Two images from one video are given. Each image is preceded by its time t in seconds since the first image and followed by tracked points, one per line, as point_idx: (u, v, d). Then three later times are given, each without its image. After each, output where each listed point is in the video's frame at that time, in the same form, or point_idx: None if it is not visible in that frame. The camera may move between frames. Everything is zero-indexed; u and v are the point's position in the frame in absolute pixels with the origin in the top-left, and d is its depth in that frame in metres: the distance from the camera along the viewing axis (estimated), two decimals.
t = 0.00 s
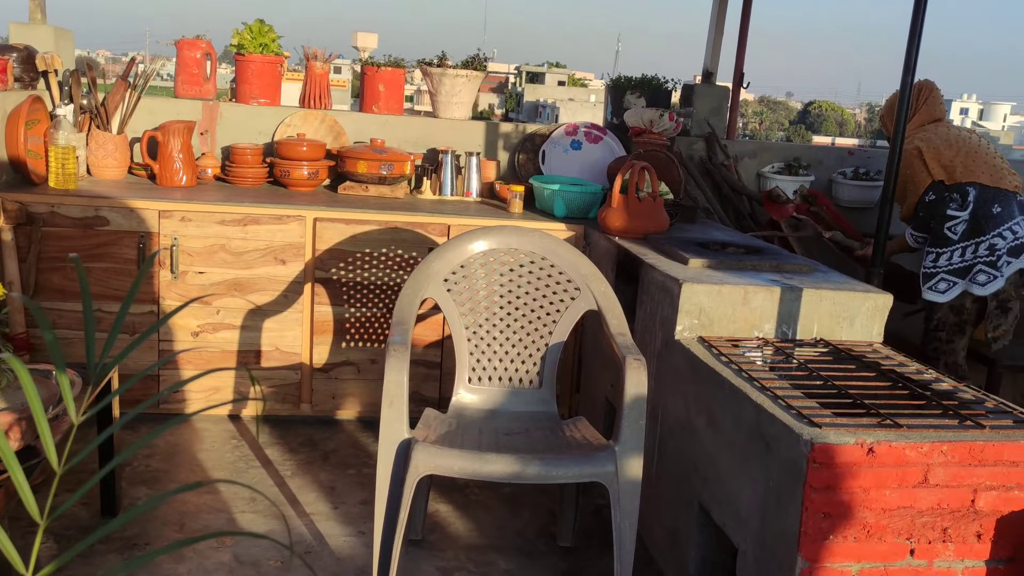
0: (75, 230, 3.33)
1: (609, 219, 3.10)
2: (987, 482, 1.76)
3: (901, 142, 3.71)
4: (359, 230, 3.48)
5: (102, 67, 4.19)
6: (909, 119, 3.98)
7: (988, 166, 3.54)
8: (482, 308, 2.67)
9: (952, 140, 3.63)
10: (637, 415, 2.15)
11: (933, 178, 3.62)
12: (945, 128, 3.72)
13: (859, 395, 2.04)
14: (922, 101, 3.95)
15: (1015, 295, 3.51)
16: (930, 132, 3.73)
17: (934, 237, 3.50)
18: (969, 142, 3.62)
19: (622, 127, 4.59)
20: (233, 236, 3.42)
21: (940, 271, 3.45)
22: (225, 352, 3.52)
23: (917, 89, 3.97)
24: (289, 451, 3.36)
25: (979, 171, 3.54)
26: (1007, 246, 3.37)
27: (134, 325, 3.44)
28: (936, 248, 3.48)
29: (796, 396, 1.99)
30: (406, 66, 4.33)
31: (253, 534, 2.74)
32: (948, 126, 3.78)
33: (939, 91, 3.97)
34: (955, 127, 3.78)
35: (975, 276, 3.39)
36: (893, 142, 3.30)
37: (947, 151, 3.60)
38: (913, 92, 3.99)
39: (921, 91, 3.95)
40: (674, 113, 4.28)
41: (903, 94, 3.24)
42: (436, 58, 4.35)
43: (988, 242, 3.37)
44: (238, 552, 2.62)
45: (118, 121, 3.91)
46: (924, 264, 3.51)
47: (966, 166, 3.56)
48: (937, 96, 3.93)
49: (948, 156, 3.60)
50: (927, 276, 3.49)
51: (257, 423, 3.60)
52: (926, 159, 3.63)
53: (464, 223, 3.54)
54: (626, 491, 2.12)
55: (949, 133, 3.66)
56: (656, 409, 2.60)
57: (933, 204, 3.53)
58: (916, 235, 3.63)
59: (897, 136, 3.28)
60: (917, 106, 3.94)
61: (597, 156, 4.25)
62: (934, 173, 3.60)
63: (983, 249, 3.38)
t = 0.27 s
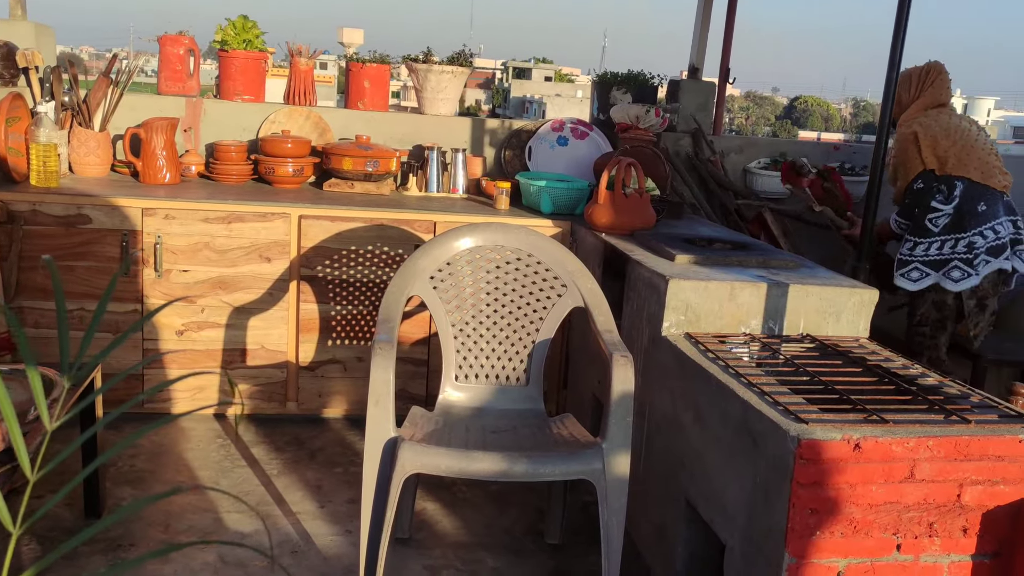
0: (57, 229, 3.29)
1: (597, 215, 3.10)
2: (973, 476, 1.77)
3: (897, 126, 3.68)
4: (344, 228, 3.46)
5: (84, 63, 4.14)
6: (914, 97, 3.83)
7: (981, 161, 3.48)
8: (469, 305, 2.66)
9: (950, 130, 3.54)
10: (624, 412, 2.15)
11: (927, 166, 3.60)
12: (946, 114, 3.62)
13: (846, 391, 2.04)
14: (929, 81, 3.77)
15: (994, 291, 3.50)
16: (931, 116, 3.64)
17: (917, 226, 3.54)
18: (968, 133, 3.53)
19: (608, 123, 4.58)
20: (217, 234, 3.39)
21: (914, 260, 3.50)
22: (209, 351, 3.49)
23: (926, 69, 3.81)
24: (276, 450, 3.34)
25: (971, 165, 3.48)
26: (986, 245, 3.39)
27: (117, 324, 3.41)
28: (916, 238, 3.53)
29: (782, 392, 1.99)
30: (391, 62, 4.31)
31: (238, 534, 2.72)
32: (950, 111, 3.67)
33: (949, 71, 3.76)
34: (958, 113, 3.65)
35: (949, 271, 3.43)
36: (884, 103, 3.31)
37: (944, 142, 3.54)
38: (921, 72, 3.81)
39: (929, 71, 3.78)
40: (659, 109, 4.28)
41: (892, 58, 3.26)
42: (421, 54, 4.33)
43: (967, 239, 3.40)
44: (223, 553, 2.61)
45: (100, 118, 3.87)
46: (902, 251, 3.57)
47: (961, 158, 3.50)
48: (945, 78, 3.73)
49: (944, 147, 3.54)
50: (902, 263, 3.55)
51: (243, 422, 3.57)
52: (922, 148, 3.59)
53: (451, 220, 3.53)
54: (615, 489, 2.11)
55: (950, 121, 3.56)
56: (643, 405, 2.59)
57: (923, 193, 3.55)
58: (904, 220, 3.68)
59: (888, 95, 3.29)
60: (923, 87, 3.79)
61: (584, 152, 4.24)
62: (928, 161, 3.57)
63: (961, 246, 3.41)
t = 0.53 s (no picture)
0: (40, 227, 3.26)
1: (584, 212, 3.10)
2: (959, 471, 1.78)
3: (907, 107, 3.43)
4: (330, 225, 3.44)
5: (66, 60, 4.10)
6: (917, 80, 3.63)
7: (982, 159, 3.40)
8: (456, 302, 2.64)
9: (959, 121, 3.38)
10: (612, 409, 2.14)
11: (931, 155, 3.43)
12: (953, 101, 3.45)
13: (832, 386, 2.04)
14: (933, 63, 3.57)
15: (980, 287, 3.51)
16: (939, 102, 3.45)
17: (911, 213, 3.48)
18: (974, 125, 3.40)
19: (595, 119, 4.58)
20: (202, 232, 3.37)
21: (899, 246, 3.50)
22: (195, 350, 3.47)
23: (930, 51, 3.59)
24: (262, 448, 3.32)
25: (972, 162, 3.39)
26: (971, 243, 3.43)
27: (102, 323, 3.38)
28: (908, 224, 3.49)
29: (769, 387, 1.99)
30: (377, 58, 4.29)
31: (225, 534, 2.70)
32: (956, 97, 3.50)
33: (954, 52, 3.57)
34: (965, 100, 3.49)
35: (931, 265, 3.45)
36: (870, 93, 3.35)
37: (952, 132, 3.37)
38: (924, 53, 3.60)
39: (933, 53, 3.57)
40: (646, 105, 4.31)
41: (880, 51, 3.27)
42: (407, 50, 4.31)
43: (955, 237, 3.41)
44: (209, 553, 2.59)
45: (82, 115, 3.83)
46: (891, 235, 3.54)
47: (965, 152, 3.39)
48: (950, 60, 3.54)
49: (951, 138, 3.38)
50: (887, 245, 3.54)
51: (230, 420, 3.55)
52: (929, 134, 3.39)
53: (438, 217, 3.51)
54: (603, 487, 2.11)
55: (958, 111, 3.40)
56: (631, 402, 2.59)
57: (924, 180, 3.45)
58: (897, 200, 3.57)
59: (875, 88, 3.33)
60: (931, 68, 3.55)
61: (571, 148, 4.23)
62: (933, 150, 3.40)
63: (948, 243, 3.42)
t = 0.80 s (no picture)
0: (22, 227, 3.22)
1: (571, 210, 3.09)
2: (945, 467, 1.78)
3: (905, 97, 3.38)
4: (316, 223, 3.42)
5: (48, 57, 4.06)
6: (919, 67, 3.59)
7: (972, 162, 3.38)
8: (442, 301, 2.63)
9: (955, 118, 3.35)
10: (600, 407, 2.14)
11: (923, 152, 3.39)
12: (951, 96, 3.42)
13: (819, 383, 2.05)
14: (936, 50, 3.53)
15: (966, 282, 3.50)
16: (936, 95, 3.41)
17: (904, 220, 3.51)
18: (969, 125, 3.37)
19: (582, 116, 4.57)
20: (186, 231, 3.34)
21: (894, 254, 3.50)
22: (180, 350, 3.44)
23: (934, 37, 3.56)
24: (248, 449, 3.30)
25: (963, 164, 3.37)
26: (963, 246, 3.44)
27: (85, 324, 3.34)
28: (902, 232, 3.51)
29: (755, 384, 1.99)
30: (362, 55, 4.26)
31: (211, 535, 2.68)
32: (955, 91, 3.46)
33: (958, 43, 3.53)
34: (964, 95, 3.45)
35: (923, 269, 3.45)
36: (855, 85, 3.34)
37: (947, 131, 3.34)
38: (928, 40, 3.57)
39: (937, 39, 3.54)
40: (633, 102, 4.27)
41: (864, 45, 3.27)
42: (393, 47, 4.29)
43: (947, 241, 3.42)
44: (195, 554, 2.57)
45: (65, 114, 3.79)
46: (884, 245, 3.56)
47: (957, 153, 3.36)
48: (954, 48, 3.51)
49: (946, 137, 3.35)
50: (881, 255, 3.55)
51: (216, 421, 3.53)
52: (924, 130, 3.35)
53: (424, 215, 3.50)
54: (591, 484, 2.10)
55: (955, 108, 3.37)
56: (618, 400, 2.59)
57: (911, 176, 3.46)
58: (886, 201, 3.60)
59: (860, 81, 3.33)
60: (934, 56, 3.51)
61: (558, 146, 4.22)
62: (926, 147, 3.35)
63: (939, 246, 3.43)
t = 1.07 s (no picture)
0: (3, 226, 3.18)
1: (558, 206, 3.08)
2: (931, 463, 1.79)
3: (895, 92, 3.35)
4: (301, 222, 3.39)
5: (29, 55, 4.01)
6: (912, 58, 3.52)
7: (956, 163, 3.39)
8: (428, 299, 2.62)
9: (943, 117, 3.34)
10: (587, 405, 2.13)
11: (907, 149, 3.38)
12: (941, 93, 3.39)
13: (806, 379, 2.05)
14: (928, 41, 3.48)
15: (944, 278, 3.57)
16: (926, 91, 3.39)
17: (883, 222, 3.51)
18: (956, 124, 3.37)
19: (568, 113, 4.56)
20: (170, 230, 3.31)
21: (878, 256, 3.49)
22: (164, 350, 3.41)
23: (927, 27, 3.51)
24: (234, 449, 3.28)
25: (948, 165, 3.37)
26: (945, 245, 3.47)
27: (68, 324, 3.31)
28: (882, 233, 3.51)
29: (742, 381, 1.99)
30: (347, 52, 4.24)
31: (197, 536, 2.66)
32: (945, 86, 3.43)
33: (951, 35, 3.49)
34: (954, 91, 3.43)
35: (909, 270, 3.44)
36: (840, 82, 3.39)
37: (935, 130, 3.33)
38: (922, 30, 3.51)
39: (931, 30, 3.48)
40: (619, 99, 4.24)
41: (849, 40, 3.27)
42: (378, 44, 4.27)
43: (931, 241, 3.42)
44: (180, 556, 2.55)
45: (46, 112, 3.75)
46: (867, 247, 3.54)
47: (942, 152, 3.36)
48: (947, 41, 3.46)
49: (933, 136, 3.34)
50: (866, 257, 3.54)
51: (201, 421, 3.50)
52: (912, 128, 3.34)
53: (410, 213, 3.48)
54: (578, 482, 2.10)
55: (944, 107, 3.35)
56: (605, 397, 2.59)
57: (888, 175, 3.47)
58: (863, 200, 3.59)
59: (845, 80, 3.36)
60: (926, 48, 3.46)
61: (544, 143, 4.21)
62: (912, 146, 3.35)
63: (924, 247, 3.43)
